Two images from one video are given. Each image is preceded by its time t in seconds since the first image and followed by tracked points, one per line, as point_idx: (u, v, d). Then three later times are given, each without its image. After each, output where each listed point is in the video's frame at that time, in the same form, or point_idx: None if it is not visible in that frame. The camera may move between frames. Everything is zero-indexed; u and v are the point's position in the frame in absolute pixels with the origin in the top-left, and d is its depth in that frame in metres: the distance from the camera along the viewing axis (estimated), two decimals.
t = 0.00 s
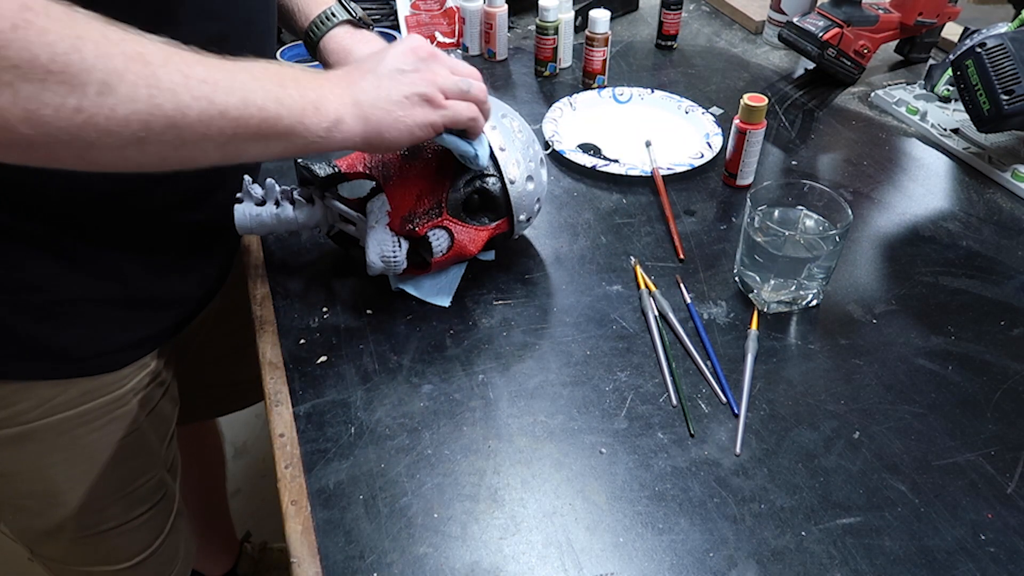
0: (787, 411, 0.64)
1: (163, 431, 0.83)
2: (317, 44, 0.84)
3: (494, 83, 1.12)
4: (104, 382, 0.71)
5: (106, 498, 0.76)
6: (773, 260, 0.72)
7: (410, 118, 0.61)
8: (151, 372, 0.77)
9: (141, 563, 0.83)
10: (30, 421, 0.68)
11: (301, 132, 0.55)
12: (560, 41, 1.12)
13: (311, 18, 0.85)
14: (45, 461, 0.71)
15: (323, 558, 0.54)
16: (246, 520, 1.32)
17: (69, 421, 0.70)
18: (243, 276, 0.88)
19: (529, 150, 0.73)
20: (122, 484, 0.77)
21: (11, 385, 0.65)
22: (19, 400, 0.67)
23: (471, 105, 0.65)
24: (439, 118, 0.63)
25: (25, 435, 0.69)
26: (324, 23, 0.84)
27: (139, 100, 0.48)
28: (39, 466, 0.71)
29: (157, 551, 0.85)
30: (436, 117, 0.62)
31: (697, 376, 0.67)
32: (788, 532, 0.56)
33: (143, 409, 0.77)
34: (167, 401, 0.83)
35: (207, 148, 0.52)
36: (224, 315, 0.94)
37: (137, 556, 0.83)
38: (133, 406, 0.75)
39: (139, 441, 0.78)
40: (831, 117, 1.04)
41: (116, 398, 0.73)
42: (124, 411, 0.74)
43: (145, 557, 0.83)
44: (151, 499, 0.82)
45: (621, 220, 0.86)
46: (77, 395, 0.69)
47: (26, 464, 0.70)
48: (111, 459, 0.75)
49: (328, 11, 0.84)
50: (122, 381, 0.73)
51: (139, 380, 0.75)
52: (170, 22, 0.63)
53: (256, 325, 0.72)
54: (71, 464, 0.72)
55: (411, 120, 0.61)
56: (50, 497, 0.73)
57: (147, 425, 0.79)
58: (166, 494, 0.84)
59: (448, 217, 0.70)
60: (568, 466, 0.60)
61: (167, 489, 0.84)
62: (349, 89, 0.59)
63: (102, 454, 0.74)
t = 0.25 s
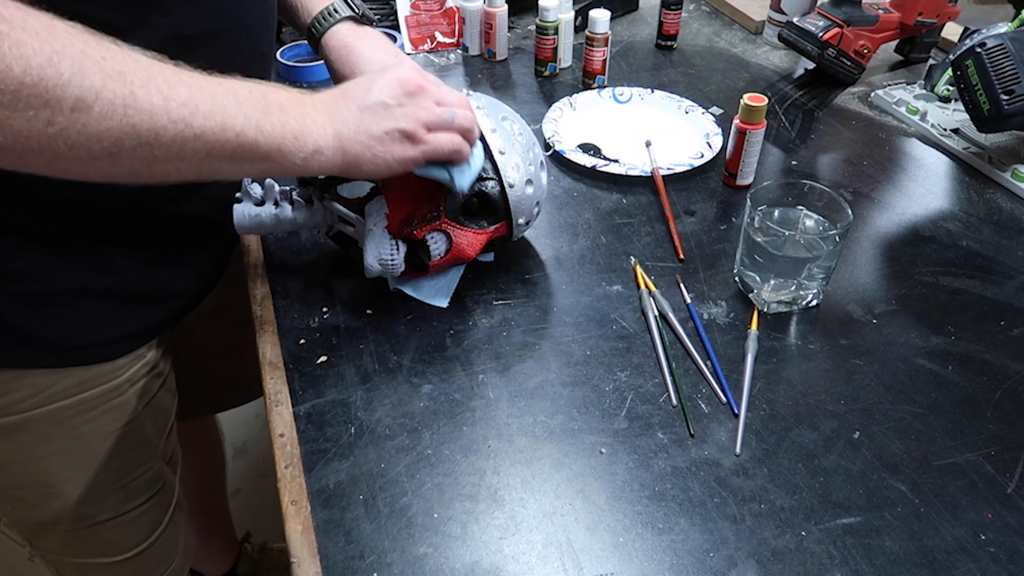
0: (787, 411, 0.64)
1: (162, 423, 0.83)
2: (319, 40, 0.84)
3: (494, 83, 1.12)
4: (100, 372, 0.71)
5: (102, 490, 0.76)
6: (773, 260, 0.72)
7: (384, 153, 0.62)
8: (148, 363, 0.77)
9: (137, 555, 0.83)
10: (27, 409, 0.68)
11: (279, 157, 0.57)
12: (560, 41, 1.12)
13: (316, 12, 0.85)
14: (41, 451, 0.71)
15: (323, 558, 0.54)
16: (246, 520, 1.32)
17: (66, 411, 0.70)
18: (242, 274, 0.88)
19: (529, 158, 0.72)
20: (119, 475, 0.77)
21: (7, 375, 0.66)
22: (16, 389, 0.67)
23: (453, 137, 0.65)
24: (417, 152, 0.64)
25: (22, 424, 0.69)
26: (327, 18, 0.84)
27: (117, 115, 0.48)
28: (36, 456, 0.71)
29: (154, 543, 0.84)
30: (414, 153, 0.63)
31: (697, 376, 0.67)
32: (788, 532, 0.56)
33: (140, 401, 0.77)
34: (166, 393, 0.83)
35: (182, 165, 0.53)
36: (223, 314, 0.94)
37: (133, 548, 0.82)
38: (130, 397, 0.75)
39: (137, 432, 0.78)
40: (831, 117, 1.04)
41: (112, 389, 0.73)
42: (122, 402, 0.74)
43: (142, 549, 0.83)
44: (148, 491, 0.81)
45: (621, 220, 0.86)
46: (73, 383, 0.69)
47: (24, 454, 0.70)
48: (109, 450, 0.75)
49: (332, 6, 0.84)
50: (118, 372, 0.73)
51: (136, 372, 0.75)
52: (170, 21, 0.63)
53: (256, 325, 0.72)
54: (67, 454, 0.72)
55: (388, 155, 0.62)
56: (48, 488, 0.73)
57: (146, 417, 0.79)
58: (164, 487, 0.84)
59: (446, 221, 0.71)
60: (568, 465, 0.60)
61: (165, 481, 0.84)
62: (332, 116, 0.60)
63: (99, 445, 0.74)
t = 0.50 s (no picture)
0: (787, 411, 0.64)
1: (160, 421, 0.83)
2: (326, 42, 0.85)
3: (494, 83, 1.12)
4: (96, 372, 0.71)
5: (98, 489, 0.76)
6: (773, 260, 0.72)
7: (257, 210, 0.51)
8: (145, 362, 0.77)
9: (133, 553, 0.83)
10: (23, 408, 0.68)
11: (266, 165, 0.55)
12: (560, 41, 1.12)
13: (323, 16, 0.85)
14: (37, 450, 0.71)
15: (323, 558, 0.54)
16: (246, 521, 1.32)
17: (63, 410, 0.70)
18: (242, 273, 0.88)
19: (521, 154, 0.72)
20: (114, 474, 0.77)
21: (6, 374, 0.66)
22: (12, 387, 0.67)
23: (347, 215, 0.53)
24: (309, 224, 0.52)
25: (17, 422, 0.69)
26: (334, 22, 0.84)
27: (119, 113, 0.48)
28: (33, 455, 0.71)
29: (150, 541, 0.84)
30: (385, 212, 0.54)
31: (697, 376, 0.67)
32: (788, 532, 0.56)
33: (137, 401, 0.77)
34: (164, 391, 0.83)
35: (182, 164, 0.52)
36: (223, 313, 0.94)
37: (129, 547, 0.82)
38: (126, 396, 0.75)
39: (133, 431, 0.78)
40: (831, 117, 1.04)
41: (108, 388, 0.73)
42: (118, 401, 0.75)
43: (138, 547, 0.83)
44: (143, 489, 0.81)
45: (620, 220, 0.86)
46: (68, 383, 0.70)
47: (19, 453, 0.70)
48: (104, 449, 0.75)
49: (339, 11, 0.85)
50: (116, 370, 0.73)
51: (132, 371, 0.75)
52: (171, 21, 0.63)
53: (256, 325, 0.72)
54: (62, 453, 0.72)
55: (354, 216, 0.53)
56: (44, 486, 0.73)
57: (144, 415, 0.79)
58: (159, 486, 0.84)
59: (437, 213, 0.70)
60: (568, 466, 0.60)
61: (160, 481, 0.84)
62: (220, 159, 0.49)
63: (95, 444, 0.74)
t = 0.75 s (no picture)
0: (787, 411, 0.64)
1: (168, 419, 0.83)
2: (328, 46, 0.85)
3: (494, 83, 1.12)
4: (102, 371, 0.72)
5: (106, 486, 0.76)
6: (773, 260, 0.72)
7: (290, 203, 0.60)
8: (154, 359, 0.78)
9: (140, 551, 0.82)
10: (31, 406, 0.69)
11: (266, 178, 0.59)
12: (560, 41, 1.12)
13: (326, 20, 0.85)
14: (45, 446, 0.71)
15: (323, 558, 0.54)
16: (246, 521, 1.32)
17: (71, 407, 0.71)
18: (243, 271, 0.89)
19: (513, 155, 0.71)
20: (122, 471, 0.77)
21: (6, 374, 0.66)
22: (20, 385, 0.67)
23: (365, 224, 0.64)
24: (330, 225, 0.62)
25: (26, 419, 0.69)
26: (338, 27, 0.84)
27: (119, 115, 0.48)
28: (40, 451, 0.71)
29: (157, 538, 0.84)
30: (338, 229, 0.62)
31: (697, 376, 0.67)
32: (788, 532, 0.56)
33: (144, 399, 0.77)
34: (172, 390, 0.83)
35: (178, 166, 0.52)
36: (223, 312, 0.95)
37: (137, 543, 0.82)
38: (133, 394, 0.76)
39: (144, 428, 0.78)
40: (831, 117, 1.04)
41: (116, 386, 0.73)
42: (124, 399, 0.75)
43: (145, 544, 0.82)
44: (152, 486, 0.81)
45: (620, 220, 0.86)
46: (76, 382, 0.70)
47: (28, 449, 0.71)
48: (111, 446, 0.75)
49: (342, 16, 0.85)
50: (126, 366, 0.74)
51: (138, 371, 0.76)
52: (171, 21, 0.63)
53: (256, 325, 0.72)
54: (70, 451, 0.73)
55: (307, 225, 0.61)
56: (55, 483, 0.73)
57: (150, 414, 0.79)
58: (168, 483, 0.83)
59: (433, 208, 0.70)
60: (568, 466, 0.60)
61: (169, 477, 0.83)
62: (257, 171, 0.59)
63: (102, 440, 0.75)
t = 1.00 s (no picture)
0: (787, 411, 0.64)
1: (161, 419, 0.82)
2: (327, 46, 0.85)
3: (494, 83, 1.12)
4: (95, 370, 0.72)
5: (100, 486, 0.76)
6: (773, 260, 0.72)
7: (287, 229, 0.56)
8: (148, 359, 0.78)
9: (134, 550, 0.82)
10: (25, 404, 0.69)
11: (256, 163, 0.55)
12: (560, 41, 1.12)
13: (326, 19, 0.85)
14: (39, 446, 0.71)
15: (323, 558, 0.54)
16: (246, 521, 1.32)
17: (64, 406, 0.71)
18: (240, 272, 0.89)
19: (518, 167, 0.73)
20: (116, 471, 0.76)
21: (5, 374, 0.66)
22: (14, 384, 0.67)
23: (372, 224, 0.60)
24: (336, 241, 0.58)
25: (19, 419, 0.69)
26: (338, 26, 0.84)
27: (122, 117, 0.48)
28: (34, 451, 0.71)
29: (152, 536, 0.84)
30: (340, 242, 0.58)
31: (698, 376, 0.67)
32: (788, 532, 0.56)
33: (137, 399, 0.77)
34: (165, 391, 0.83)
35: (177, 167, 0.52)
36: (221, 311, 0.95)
37: (131, 542, 0.81)
38: (126, 394, 0.76)
39: (137, 426, 0.78)
40: (831, 117, 1.04)
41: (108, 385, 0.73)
42: (118, 399, 0.75)
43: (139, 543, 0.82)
44: (147, 485, 0.80)
45: (620, 220, 0.86)
46: (69, 381, 0.70)
47: (22, 449, 0.71)
48: (106, 444, 0.75)
49: (342, 15, 0.85)
50: (122, 365, 0.74)
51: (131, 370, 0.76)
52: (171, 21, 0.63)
53: (256, 325, 0.72)
54: (64, 450, 0.72)
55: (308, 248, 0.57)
56: (53, 480, 0.73)
57: (144, 414, 0.79)
58: (163, 481, 0.83)
59: (433, 208, 0.70)
60: (568, 465, 0.60)
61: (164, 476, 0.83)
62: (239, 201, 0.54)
63: (96, 440, 0.74)
